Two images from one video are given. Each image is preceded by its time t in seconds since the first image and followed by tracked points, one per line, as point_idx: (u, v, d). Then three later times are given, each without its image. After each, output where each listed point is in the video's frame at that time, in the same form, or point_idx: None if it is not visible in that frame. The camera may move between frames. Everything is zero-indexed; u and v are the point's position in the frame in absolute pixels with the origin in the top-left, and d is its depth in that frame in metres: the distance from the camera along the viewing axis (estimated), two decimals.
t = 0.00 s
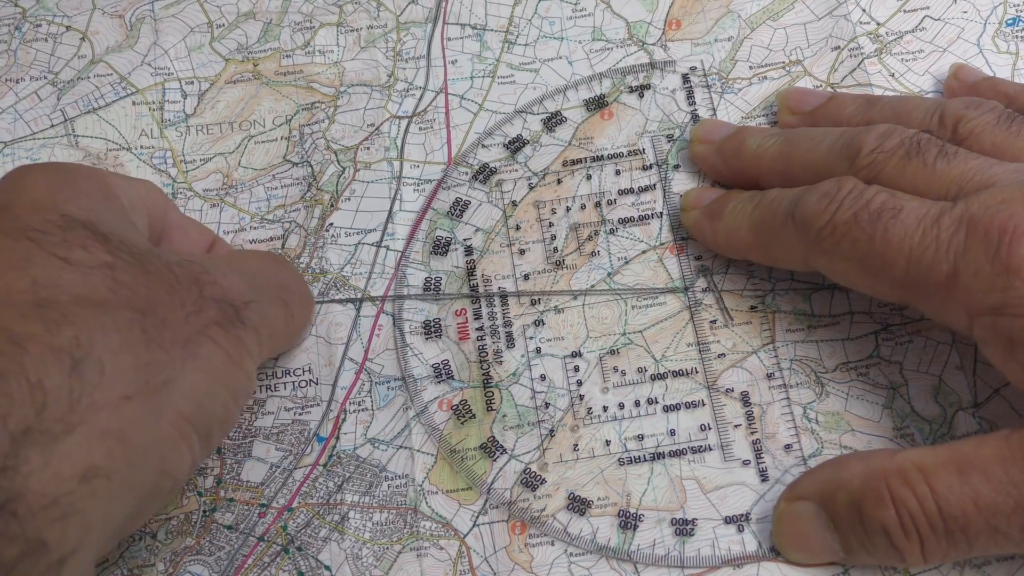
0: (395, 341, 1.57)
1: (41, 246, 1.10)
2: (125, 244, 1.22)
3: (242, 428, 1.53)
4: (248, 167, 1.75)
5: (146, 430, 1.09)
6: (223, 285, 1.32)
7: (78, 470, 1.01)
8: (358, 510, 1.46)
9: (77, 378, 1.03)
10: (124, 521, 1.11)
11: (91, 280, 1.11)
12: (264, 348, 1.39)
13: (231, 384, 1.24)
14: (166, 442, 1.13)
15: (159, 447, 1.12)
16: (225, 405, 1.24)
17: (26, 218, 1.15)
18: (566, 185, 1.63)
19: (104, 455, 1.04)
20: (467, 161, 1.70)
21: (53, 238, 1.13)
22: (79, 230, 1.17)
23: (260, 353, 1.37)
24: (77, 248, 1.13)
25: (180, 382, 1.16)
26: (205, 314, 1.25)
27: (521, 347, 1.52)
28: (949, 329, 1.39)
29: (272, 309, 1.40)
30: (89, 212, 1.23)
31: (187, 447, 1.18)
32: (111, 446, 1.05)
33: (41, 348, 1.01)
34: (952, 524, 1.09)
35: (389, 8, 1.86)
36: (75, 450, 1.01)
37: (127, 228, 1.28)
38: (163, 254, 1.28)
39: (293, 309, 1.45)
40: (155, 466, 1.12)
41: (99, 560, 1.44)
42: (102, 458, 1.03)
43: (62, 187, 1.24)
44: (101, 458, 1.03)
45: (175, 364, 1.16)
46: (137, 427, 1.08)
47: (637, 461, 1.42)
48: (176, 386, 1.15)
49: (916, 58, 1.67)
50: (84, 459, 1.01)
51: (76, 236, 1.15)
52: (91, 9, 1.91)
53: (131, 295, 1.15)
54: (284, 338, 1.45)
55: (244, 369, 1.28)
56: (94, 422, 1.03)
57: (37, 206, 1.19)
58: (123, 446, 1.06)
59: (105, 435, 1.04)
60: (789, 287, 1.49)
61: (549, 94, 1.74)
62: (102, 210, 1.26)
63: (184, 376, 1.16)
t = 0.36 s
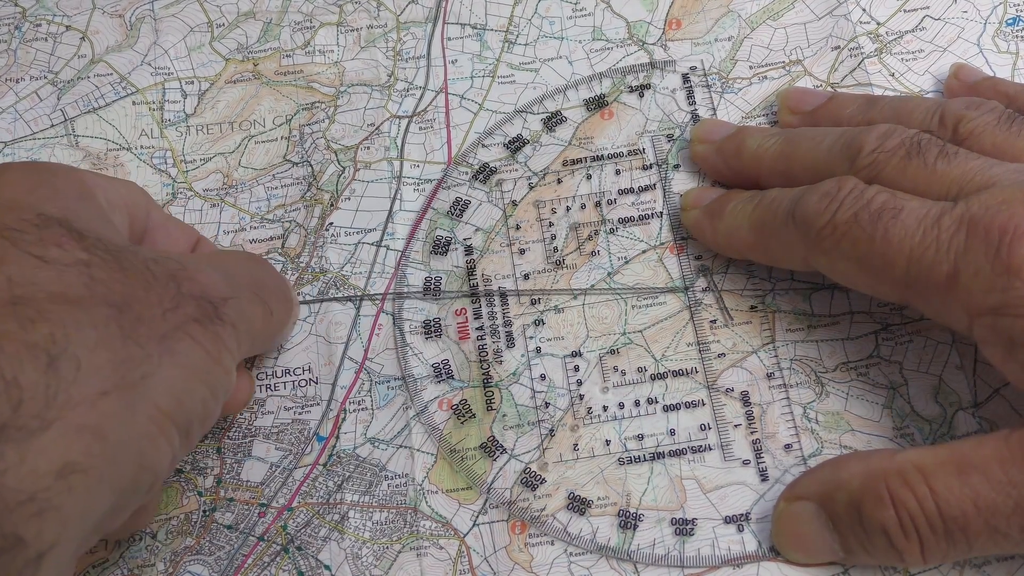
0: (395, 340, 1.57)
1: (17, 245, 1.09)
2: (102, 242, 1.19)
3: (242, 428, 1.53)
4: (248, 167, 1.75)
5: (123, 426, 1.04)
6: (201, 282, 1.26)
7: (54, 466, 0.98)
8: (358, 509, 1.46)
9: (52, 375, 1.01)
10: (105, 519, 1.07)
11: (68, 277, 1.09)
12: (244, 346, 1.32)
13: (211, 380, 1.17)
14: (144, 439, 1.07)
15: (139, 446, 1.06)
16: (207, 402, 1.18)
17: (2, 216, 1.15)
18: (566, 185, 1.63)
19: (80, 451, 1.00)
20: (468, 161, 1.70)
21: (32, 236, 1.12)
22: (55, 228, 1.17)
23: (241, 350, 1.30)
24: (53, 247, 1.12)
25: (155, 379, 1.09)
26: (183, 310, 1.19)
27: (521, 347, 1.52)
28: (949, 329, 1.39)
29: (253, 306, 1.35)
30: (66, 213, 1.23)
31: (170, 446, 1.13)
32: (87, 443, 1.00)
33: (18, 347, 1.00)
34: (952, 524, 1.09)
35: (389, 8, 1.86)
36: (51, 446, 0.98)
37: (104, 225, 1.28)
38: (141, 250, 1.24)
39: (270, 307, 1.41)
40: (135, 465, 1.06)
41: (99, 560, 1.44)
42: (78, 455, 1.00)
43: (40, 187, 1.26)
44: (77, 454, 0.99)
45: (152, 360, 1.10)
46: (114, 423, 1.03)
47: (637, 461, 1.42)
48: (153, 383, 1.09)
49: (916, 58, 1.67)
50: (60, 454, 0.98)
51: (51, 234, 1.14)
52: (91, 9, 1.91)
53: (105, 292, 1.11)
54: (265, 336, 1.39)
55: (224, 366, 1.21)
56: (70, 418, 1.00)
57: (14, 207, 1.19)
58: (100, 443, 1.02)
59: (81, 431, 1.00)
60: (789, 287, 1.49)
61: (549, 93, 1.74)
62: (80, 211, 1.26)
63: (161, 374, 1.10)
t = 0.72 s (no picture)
0: (394, 340, 1.57)
1: (8, 249, 1.08)
2: (94, 246, 1.18)
3: (243, 428, 1.53)
4: (248, 167, 1.75)
5: (111, 431, 1.03)
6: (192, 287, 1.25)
7: (40, 471, 0.94)
8: (357, 509, 1.46)
9: (40, 379, 0.98)
10: (90, 525, 1.05)
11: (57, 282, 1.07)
12: (236, 352, 1.32)
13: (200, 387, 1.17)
14: (131, 444, 1.06)
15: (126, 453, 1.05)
16: (196, 409, 1.18)
17: None
18: (565, 185, 1.63)
19: (67, 456, 0.97)
20: (467, 161, 1.70)
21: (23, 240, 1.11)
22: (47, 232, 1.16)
23: (231, 357, 1.30)
24: (43, 251, 1.11)
25: (145, 385, 1.08)
26: (174, 315, 1.18)
27: (520, 347, 1.52)
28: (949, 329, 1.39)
29: (244, 312, 1.34)
30: (59, 216, 1.23)
31: (156, 451, 1.11)
32: (75, 448, 0.98)
33: (5, 351, 0.97)
34: (953, 524, 1.08)
35: (389, 8, 1.86)
36: (37, 451, 0.95)
37: (99, 229, 1.27)
38: (132, 255, 1.23)
39: (261, 312, 1.40)
40: (122, 472, 1.05)
41: (99, 561, 1.44)
42: (65, 460, 0.97)
43: (35, 190, 1.25)
44: (64, 458, 0.97)
45: (140, 366, 1.09)
46: (102, 428, 1.01)
47: (637, 461, 1.42)
48: (142, 389, 1.08)
49: (916, 58, 1.67)
50: (47, 458, 0.95)
51: (42, 239, 1.13)
52: (91, 8, 1.91)
53: (95, 297, 1.09)
54: (254, 342, 1.39)
55: (214, 372, 1.20)
56: (57, 422, 0.97)
57: (7, 210, 1.19)
58: (86, 449, 1.00)
59: (68, 436, 0.98)
60: (789, 287, 1.49)
61: (549, 93, 1.74)
62: (73, 214, 1.26)
63: (150, 380, 1.09)
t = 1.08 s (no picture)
0: (394, 340, 1.57)
1: (25, 247, 1.08)
2: (109, 247, 1.18)
3: (242, 428, 1.53)
4: (248, 167, 1.75)
5: (127, 434, 1.03)
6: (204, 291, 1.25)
7: (58, 474, 0.95)
8: (357, 509, 1.46)
9: (59, 380, 0.98)
10: (104, 526, 1.05)
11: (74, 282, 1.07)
12: (245, 357, 1.32)
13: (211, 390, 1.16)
14: (146, 447, 1.05)
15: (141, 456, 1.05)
16: (206, 412, 1.17)
17: (8, 219, 1.14)
18: (565, 184, 1.63)
19: (84, 458, 0.98)
20: (467, 160, 1.70)
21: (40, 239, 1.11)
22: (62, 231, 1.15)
23: (241, 362, 1.30)
24: (60, 251, 1.10)
25: (160, 388, 1.08)
26: (187, 319, 1.18)
27: (520, 347, 1.52)
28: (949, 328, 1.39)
29: (255, 317, 1.35)
30: (72, 214, 1.23)
31: (170, 454, 1.11)
32: (91, 451, 0.98)
33: (23, 349, 0.97)
34: (953, 524, 1.08)
35: (388, 7, 1.86)
36: (55, 453, 0.95)
37: (110, 228, 1.27)
38: (146, 258, 1.23)
39: (272, 317, 1.41)
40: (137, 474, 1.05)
41: (99, 560, 1.44)
42: (82, 462, 0.97)
43: (45, 188, 1.24)
44: (80, 461, 0.97)
45: (156, 369, 1.09)
46: (118, 431, 1.01)
47: (637, 460, 1.42)
48: (157, 392, 1.08)
49: (916, 57, 1.67)
50: (64, 461, 0.96)
51: (59, 238, 1.13)
52: (91, 8, 1.91)
53: (112, 298, 1.10)
54: (264, 346, 1.39)
55: (224, 376, 1.20)
56: (76, 425, 0.98)
57: (19, 207, 1.18)
58: (103, 452, 1.00)
59: (85, 439, 0.98)
60: (789, 287, 1.49)
61: (549, 93, 1.74)
62: (84, 212, 1.26)
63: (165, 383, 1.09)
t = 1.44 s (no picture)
0: (395, 340, 1.57)
1: (19, 249, 1.09)
2: (103, 248, 1.19)
3: (243, 429, 1.53)
4: (249, 167, 1.75)
5: (120, 435, 1.02)
6: (197, 291, 1.25)
7: (52, 475, 0.95)
8: (358, 509, 1.46)
9: (52, 382, 0.98)
10: (98, 528, 1.04)
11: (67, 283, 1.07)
12: (239, 357, 1.31)
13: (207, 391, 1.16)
14: (139, 449, 1.05)
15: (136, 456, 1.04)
16: (201, 413, 1.16)
17: (3, 220, 1.15)
18: (566, 184, 1.63)
19: (79, 459, 0.97)
20: (468, 160, 1.70)
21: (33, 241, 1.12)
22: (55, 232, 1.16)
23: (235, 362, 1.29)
24: (54, 252, 1.11)
25: (155, 389, 1.08)
26: (181, 320, 1.17)
27: (521, 347, 1.52)
28: (949, 329, 1.39)
29: (249, 317, 1.34)
30: (66, 217, 1.24)
31: (164, 454, 1.11)
32: (86, 452, 0.98)
33: (17, 351, 0.97)
34: (954, 525, 1.08)
35: (389, 7, 1.86)
36: (48, 455, 0.95)
37: (103, 230, 1.28)
38: (139, 259, 1.23)
39: (266, 317, 1.41)
40: (131, 475, 1.05)
41: (100, 560, 1.44)
42: (77, 463, 0.97)
43: (39, 190, 1.26)
44: (74, 462, 0.97)
45: (150, 370, 1.08)
46: (112, 432, 1.01)
47: (637, 461, 1.42)
48: (151, 393, 1.07)
49: (916, 57, 1.67)
50: (58, 462, 0.95)
51: (52, 239, 1.14)
52: (91, 8, 1.91)
53: (105, 298, 1.09)
54: (257, 346, 1.39)
55: (220, 376, 1.20)
56: (70, 426, 0.97)
57: (11, 209, 1.19)
58: (97, 453, 0.99)
59: (79, 440, 0.98)
60: (789, 287, 1.49)
61: (549, 93, 1.74)
62: (78, 214, 1.27)
63: (160, 383, 1.08)
